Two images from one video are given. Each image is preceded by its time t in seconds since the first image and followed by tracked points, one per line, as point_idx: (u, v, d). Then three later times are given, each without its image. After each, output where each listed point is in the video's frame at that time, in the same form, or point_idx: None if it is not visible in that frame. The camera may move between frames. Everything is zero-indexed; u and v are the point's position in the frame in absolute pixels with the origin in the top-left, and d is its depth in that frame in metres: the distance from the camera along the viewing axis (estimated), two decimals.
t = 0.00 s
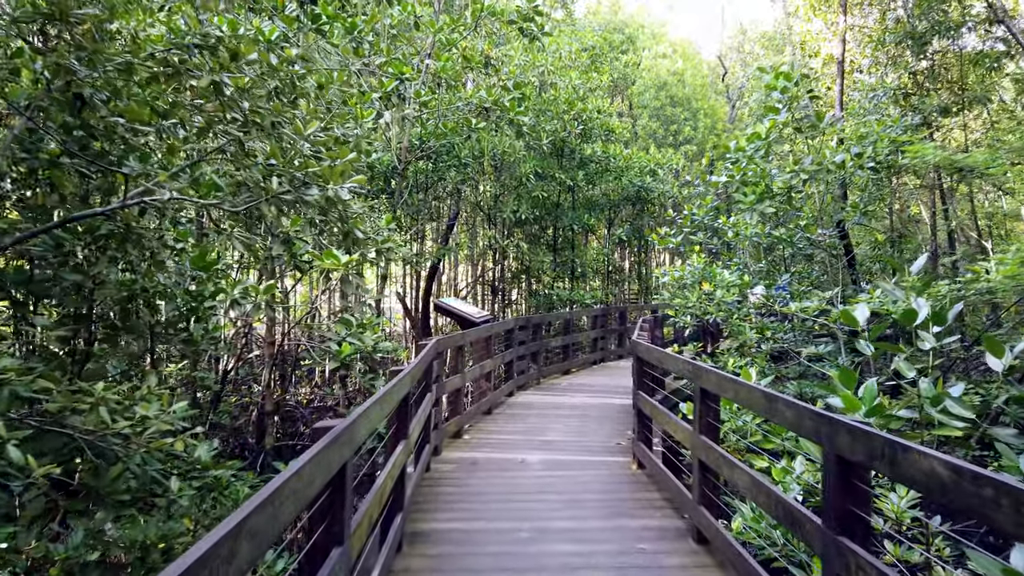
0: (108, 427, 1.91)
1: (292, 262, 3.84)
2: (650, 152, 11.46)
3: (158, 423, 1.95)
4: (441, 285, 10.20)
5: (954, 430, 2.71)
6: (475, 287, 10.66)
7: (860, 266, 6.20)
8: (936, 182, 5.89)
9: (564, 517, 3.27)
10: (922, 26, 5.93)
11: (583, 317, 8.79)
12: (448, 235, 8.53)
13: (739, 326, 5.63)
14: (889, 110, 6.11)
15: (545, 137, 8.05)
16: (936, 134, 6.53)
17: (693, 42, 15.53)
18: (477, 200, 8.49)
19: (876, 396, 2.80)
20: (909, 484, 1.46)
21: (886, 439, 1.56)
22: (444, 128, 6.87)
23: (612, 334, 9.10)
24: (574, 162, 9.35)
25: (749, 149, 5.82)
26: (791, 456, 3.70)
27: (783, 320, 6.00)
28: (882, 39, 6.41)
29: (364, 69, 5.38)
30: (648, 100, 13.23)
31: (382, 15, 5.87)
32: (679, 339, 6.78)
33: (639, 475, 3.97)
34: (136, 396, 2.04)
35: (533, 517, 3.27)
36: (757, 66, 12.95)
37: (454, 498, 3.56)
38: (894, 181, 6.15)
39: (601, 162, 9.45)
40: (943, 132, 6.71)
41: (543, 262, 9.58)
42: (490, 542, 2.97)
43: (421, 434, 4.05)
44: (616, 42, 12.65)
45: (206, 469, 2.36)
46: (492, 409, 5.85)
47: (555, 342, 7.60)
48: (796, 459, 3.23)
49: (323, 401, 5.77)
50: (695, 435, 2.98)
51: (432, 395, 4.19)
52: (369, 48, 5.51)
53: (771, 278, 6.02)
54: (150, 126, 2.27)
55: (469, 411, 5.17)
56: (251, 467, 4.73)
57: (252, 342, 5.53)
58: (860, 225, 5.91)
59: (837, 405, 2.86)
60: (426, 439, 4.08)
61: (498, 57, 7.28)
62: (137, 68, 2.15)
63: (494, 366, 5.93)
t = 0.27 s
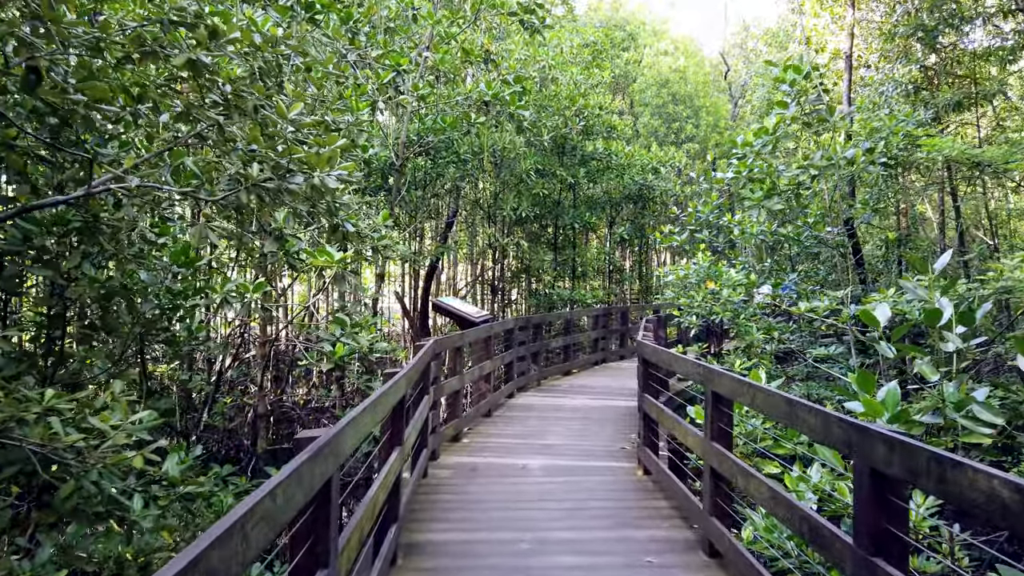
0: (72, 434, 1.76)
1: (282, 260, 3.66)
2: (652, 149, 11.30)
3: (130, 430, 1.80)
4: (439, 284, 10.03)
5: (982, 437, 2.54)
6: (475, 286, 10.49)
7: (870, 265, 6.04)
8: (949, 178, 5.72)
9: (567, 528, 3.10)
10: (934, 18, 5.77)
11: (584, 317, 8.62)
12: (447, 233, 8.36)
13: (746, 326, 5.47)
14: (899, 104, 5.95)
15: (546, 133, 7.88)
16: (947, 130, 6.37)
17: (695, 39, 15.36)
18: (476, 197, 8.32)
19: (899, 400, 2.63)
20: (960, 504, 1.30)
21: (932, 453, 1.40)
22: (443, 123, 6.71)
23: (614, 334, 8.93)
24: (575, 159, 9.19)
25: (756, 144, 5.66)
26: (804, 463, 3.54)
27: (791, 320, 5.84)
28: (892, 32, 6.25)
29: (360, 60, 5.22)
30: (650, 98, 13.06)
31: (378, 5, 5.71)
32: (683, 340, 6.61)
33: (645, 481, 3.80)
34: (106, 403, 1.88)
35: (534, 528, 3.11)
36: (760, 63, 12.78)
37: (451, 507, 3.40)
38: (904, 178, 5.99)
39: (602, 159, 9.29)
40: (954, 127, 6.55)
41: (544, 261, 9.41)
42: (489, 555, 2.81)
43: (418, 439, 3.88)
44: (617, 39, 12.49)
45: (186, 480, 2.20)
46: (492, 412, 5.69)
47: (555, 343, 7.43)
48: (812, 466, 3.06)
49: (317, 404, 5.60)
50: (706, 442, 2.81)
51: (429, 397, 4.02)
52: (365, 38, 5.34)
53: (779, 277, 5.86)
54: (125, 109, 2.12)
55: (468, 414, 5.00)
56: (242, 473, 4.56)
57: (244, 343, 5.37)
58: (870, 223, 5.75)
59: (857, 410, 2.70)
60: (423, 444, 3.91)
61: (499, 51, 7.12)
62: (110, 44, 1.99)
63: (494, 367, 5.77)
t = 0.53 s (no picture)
0: (19, 456, 1.62)
1: (273, 261, 3.54)
2: (653, 148, 11.14)
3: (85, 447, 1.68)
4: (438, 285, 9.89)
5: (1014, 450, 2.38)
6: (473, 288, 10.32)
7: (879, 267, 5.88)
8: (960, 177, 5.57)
9: (569, 543, 2.94)
10: (947, 12, 5.62)
11: (584, 320, 8.46)
12: (445, 233, 8.20)
13: (753, 329, 5.31)
14: (910, 101, 5.78)
15: (547, 132, 7.73)
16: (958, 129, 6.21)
17: (697, 38, 15.21)
18: (476, 196, 8.18)
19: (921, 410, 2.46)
20: None
21: (987, 477, 1.24)
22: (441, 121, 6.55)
23: (615, 337, 8.77)
24: (576, 158, 9.02)
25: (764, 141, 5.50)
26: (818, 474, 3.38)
27: (798, 323, 5.68)
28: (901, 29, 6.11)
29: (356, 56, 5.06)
30: (651, 97, 12.91)
31: None
32: (687, 343, 6.45)
33: (651, 492, 3.64)
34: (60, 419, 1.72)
35: (535, 544, 2.95)
36: (763, 62, 12.63)
37: (448, 521, 3.24)
38: (915, 177, 5.83)
39: (604, 159, 9.13)
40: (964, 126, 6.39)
41: (544, 262, 9.25)
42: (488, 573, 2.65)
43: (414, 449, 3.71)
44: (618, 38, 12.34)
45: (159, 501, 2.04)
46: (491, 417, 5.52)
47: (556, 345, 7.27)
48: (830, 480, 2.90)
49: (312, 409, 5.45)
50: (718, 455, 2.64)
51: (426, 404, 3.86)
52: (362, 33, 5.19)
53: (786, 279, 5.71)
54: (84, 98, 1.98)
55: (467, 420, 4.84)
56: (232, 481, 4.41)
57: (236, 346, 5.22)
58: (880, 223, 5.60)
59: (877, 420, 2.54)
60: (419, 454, 3.75)
61: (498, 46, 6.96)
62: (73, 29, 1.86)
63: (493, 371, 5.60)
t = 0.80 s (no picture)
0: None
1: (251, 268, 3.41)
2: (651, 147, 10.97)
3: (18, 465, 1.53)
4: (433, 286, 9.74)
5: None
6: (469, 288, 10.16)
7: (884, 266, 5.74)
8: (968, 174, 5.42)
9: (567, 559, 2.79)
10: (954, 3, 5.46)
11: (582, 321, 8.30)
12: (440, 232, 8.04)
13: (756, 331, 5.16)
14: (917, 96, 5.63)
15: (543, 128, 7.56)
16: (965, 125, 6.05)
17: (696, 36, 15.06)
18: (471, 195, 8.02)
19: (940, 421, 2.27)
20: None
21: None
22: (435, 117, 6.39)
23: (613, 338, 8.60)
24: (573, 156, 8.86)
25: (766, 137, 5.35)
26: (828, 483, 3.22)
27: (802, 324, 5.54)
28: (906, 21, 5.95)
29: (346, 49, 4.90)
30: (649, 95, 12.75)
31: None
32: (688, 344, 6.30)
33: (652, 502, 3.49)
34: None
35: (530, 559, 2.79)
36: (762, 60, 12.48)
37: (440, 533, 3.08)
38: (921, 174, 5.68)
39: (601, 157, 8.97)
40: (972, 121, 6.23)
41: (541, 262, 9.08)
42: None
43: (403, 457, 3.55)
44: (615, 35, 12.18)
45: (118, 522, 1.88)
46: (486, 422, 5.35)
47: (553, 347, 7.11)
48: (843, 492, 2.74)
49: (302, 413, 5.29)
50: (725, 467, 2.48)
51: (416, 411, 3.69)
52: (352, 25, 5.02)
53: (789, 279, 5.56)
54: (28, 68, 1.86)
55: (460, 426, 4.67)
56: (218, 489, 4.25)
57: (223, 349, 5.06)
58: (886, 221, 5.44)
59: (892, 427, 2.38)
60: (409, 462, 3.58)
61: (493, 40, 6.79)
62: (19, 3, 1.71)
63: (488, 374, 5.44)
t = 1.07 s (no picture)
0: None
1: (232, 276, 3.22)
2: (651, 145, 10.79)
3: None
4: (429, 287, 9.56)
5: None
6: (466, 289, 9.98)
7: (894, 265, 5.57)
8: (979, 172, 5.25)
9: None
10: None
11: (581, 322, 8.12)
12: (436, 232, 7.87)
13: (761, 334, 4.99)
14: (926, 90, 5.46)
15: (541, 125, 7.38)
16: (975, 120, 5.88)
17: (696, 33, 14.89)
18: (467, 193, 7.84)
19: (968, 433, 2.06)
20: None
21: None
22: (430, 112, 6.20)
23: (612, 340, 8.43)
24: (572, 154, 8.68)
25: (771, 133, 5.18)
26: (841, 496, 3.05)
27: (807, 326, 5.37)
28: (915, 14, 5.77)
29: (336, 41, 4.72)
30: (648, 92, 12.57)
31: None
32: (690, 347, 6.13)
33: (656, 515, 3.31)
34: None
35: None
36: (763, 57, 12.30)
37: (432, 550, 2.90)
38: (931, 171, 5.51)
39: (600, 155, 8.80)
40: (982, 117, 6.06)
41: (539, 263, 8.91)
42: None
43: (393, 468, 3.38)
44: (615, 31, 12.00)
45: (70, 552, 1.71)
46: (482, 427, 5.18)
47: (551, 349, 6.93)
48: (861, 507, 2.56)
49: (292, 418, 5.12)
50: (736, 482, 2.31)
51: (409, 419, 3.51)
52: (342, 17, 4.84)
53: (794, 279, 5.40)
54: None
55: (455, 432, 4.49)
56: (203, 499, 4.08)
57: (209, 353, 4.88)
58: (894, 220, 5.28)
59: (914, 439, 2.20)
60: (400, 473, 3.41)
61: (490, 34, 6.62)
62: None
63: (484, 378, 5.26)
